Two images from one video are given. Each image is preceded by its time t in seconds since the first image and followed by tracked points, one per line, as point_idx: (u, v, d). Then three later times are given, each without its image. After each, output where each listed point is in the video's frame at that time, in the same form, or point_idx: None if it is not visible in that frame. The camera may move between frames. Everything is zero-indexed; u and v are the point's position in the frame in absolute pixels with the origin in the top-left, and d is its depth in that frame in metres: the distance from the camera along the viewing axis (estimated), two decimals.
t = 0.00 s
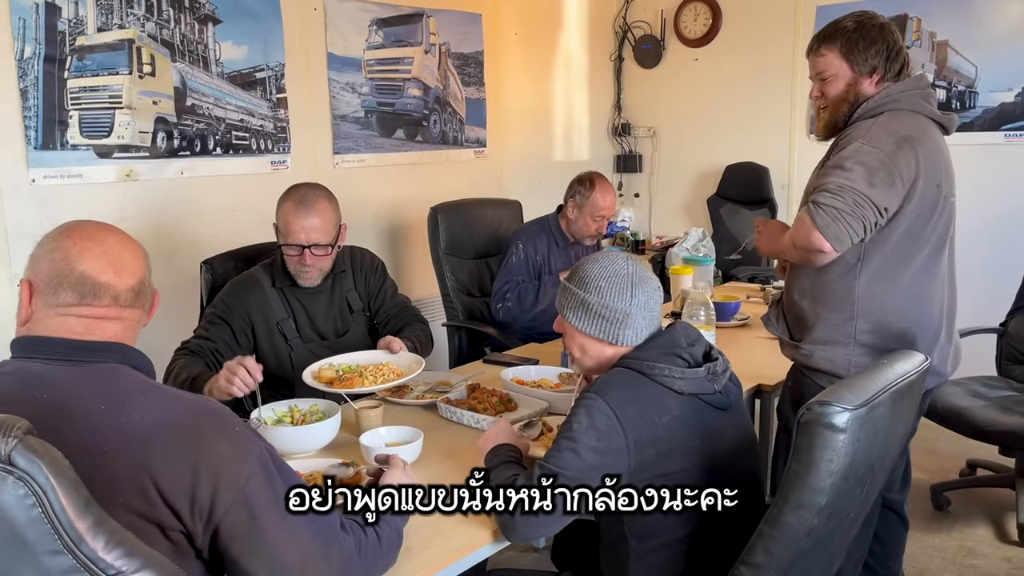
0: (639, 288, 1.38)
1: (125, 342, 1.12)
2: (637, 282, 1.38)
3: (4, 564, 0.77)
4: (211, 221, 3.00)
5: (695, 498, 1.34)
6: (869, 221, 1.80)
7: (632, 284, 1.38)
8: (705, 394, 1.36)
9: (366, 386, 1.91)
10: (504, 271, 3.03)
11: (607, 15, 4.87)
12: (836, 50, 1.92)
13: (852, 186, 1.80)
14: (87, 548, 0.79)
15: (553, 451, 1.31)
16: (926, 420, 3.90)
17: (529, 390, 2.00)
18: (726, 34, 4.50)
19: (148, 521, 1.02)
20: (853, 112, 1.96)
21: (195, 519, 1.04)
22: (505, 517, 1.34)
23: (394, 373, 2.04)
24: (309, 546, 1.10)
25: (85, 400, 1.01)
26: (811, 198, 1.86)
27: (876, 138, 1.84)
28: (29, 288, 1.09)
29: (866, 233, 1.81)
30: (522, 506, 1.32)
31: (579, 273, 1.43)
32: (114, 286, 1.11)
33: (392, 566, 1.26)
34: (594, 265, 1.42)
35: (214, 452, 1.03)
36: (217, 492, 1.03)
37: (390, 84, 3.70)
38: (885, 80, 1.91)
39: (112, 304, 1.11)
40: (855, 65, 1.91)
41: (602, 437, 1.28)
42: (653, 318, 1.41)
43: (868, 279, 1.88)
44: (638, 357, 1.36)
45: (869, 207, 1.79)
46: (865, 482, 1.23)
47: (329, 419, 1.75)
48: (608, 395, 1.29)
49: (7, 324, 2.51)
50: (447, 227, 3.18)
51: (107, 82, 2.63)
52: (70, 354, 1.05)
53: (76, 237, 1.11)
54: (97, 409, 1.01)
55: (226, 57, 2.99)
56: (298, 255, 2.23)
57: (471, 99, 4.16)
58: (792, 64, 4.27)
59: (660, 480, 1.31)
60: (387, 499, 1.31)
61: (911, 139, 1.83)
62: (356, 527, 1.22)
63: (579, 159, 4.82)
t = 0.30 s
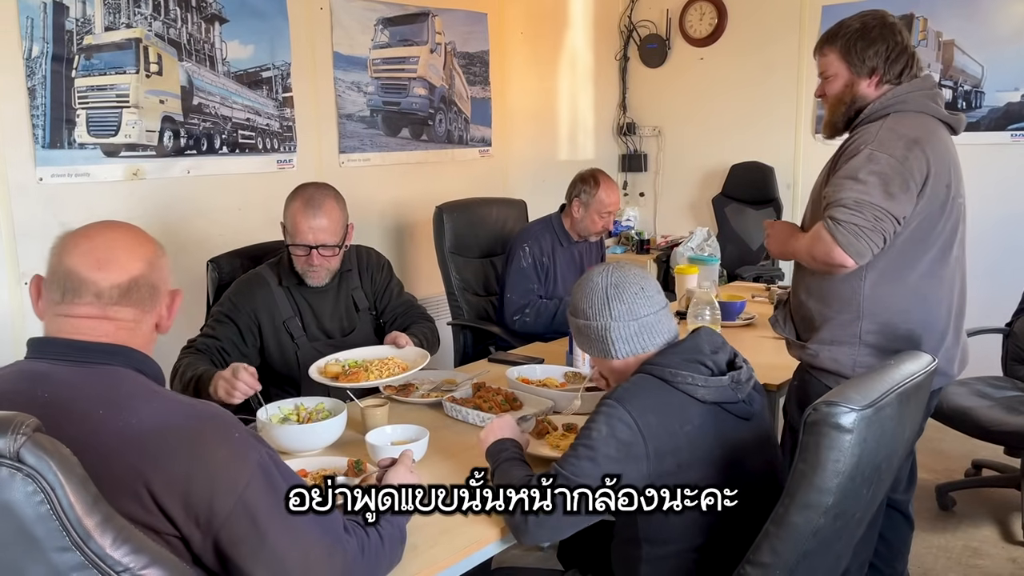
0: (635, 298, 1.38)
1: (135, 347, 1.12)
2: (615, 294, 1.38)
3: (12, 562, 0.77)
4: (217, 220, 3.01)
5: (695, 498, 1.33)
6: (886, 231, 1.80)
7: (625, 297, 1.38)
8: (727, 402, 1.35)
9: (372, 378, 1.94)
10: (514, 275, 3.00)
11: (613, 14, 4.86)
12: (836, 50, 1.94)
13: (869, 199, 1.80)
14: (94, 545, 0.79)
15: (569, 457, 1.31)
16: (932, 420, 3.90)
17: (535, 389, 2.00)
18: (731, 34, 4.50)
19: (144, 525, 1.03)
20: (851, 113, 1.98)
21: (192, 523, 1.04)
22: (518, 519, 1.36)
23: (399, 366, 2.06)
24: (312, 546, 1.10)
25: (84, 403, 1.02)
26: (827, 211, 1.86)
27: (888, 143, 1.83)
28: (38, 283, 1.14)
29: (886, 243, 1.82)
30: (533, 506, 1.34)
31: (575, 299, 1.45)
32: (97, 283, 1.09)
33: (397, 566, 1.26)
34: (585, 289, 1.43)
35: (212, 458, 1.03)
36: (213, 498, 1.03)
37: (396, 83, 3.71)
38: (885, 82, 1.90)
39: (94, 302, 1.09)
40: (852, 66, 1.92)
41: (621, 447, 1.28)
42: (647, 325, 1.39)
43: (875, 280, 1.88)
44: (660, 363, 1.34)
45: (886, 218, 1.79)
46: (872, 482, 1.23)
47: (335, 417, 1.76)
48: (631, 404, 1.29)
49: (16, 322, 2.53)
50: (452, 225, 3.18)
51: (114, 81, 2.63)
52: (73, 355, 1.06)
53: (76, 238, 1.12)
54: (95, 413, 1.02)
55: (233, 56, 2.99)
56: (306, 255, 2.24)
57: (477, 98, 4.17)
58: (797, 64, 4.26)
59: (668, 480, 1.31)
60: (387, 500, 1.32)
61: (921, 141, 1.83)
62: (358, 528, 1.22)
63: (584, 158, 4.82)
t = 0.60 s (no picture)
0: (646, 303, 1.38)
1: (147, 345, 1.13)
2: (625, 299, 1.38)
3: (15, 561, 0.77)
4: (225, 219, 3.02)
5: (695, 498, 1.32)
6: (883, 225, 1.81)
7: (636, 301, 1.38)
8: (741, 408, 1.35)
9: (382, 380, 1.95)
10: (524, 275, 2.98)
11: (620, 13, 4.86)
12: (852, 48, 1.94)
13: (865, 190, 1.81)
14: (96, 545, 0.79)
15: (579, 460, 1.32)
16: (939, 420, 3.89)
17: (542, 388, 2.00)
18: (739, 33, 4.49)
19: (150, 523, 1.03)
20: (863, 112, 1.97)
21: (199, 523, 1.04)
22: (526, 519, 1.36)
23: (411, 367, 2.09)
24: (321, 545, 1.10)
25: (94, 400, 1.03)
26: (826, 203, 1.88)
27: (891, 139, 1.84)
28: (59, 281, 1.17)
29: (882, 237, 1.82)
30: (542, 507, 1.35)
31: (587, 300, 1.45)
32: (98, 279, 1.10)
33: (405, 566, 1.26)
34: (596, 292, 1.43)
35: (221, 458, 1.04)
36: (221, 498, 1.03)
37: (403, 82, 3.71)
38: (898, 81, 1.90)
39: (96, 298, 1.10)
40: (867, 64, 1.92)
41: (632, 452, 1.28)
42: (658, 330, 1.39)
43: (880, 279, 1.88)
44: (673, 367, 1.34)
45: (882, 211, 1.80)
46: (880, 484, 1.22)
47: (343, 416, 1.76)
48: (644, 408, 1.29)
49: (25, 320, 2.54)
50: (459, 224, 3.19)
51: (123, 80, 2.64)
52: (87, 352, 1.08)
53: (91, 237, 1.14)
54: (105, 410, 1.02)
55: (241, 56, 3.00)
56: (315, 253, 2.25)
57: (484, 97, 4.17)
58: (805, 63, 4.25)
59: (676, 481, 1.31)
60: (387, 499, 1.31)
61: (926, 139, 1.82)
62: (364, 528, 1.22)
63: (591, 157, 4.82)
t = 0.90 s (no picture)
0: (648, 303, 1.38)
1: (154, 344, 1.13)
2: (626, 299, 1.38)
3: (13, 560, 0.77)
4: (229, 218, 3.03)
5: (695, 498, 1.32)
6: (885, 216, 1.80)
7: (638, 301, 1.38)
8: (741, 408, 1.35)
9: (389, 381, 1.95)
10: (514, 275, 3.01)
11: (624, 13, 4.86)
12: (863, 49, 1.92)
13: (867, 185, 1.80)
14: (93, 543, 0.79)
15: (580, 460, 1.32)
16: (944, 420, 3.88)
17: (545, 388, 2.00)
18: (743, 32, 4.48)
19: (152, 520, 1.03)
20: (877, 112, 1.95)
21: (201, 522, 1.04)
22: (527, 519, 1.37)
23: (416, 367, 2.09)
24: (323, 546, 1.11)
25: (98, 397, 1.03)
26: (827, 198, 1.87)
27: (891, 133, 1.84)
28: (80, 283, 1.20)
29: (885, 230, 1.82)
30: (543, 506, 1.35)
31: (589, 300, 1.45)
32: (107, 278, 1.11)
33: (406, 566, 1.25)
34: (598, 292, 1.43)
35: (225, 457, 1.04)
36: (224, 497, 1.03)
37: (407, 81, 3.71)
38: (914, 78, 1.89)
39: (104, 297, 1.11)
40: (881, 64, 1.90)
41: (633, 451, 1.28)
42: (659, 330, 1.38)
43: (882, 278, 1.88)
44: (675, 367, 1.34)
45: (883, 204, 1.79)
46: (880, 484, 1.22)
47: (346, 415, 1.76)
48: (644, 408, 1.29)
49: (30, 318, 2.55)
50: (463, 224, 3.19)
51: (127, 79, 2.65)
52: (94, 349, 1.08)
53: (107, 238, 1.16)
54: (109, 407, 1.03)
55: (245, 55, 3.01)
56: (317, 251, 2.25)
57: (488, 96, 4.17)
58: (809, 63, 4.25)
59: (677, 481, 1.30)
60: (387, 499, 1.30)
61: (925, 132, 1.82)
62: (366, 527, 1.22)
63: (595, 157, 4.82)
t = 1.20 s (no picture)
0: (647, 303, 1.38)
1: (157, 342, 1.13)
2: (625, 299, 1.38)
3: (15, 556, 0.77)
4: (233, 216, 3.03)
5: (695, 498, 1.31)
6: (897, 225, 1.79)
7: (637, 302, 1.37)
8: (743, 406, 1.35)
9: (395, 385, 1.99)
10: (517, 276, 3.01)
11: (627, 12, 4.86)
12: (874, 46, 1.90)
13: (880, 193, 1.79)
14: (96, 540, 0.79)
15: (583, 459, 1.31)
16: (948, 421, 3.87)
17: (548, 386, 2.00)
18: (747, 31, 4.47)
19: (154, 518, 1.03)
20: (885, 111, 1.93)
21: (204, 519, 1.04)
22: (529, 518, 1.37)
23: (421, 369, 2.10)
24: (326, 544, 1.11)
25: (102, 395, 1.03)
26: (838, 206, 1.86)
27: (903, 139, 1.82)
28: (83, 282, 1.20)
29: (896, 238, 1.81)
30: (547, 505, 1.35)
31: (588, 302, 1.45)
32: (109, 275, 1.12)
33: (409, 565, 1.25)
34: (597, 293, 1.43)
35: (228, 455, 1.04)
36: (227, 495, 1.03)
37: (410, 80, 3.71)
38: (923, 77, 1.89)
39: (106, 294, 1.11)
40: (892, 62, 1.89)
41: (635, 450, 1.28)
42: (658, 330, 1.38)
43: (889, 281, 1.87)
44: (675, 366, 1.34)
45: (896, 213, 1.78)
46: (885, 484, 1.22)
47: (349, 413, 1.76)
48: (646, 408, 1.28)
49: (33, 316, 2.55)
50: (466, 223, 3.19)
51: (131, 78, 2.65)
52: (97, 347, 1.08)
53: (111, 235, 1.16)
54: (112, 405, 1.03)
55: (249, 53, 3.01)
56: (321, 251, 2.25)
57: (491, 95, 4.17)
58: (813, 62, 4.24)
59: (680, 479, 1.30)
60: (387, 500, 1.29)
61: (938, 139, 1.81)
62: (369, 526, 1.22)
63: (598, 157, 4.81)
